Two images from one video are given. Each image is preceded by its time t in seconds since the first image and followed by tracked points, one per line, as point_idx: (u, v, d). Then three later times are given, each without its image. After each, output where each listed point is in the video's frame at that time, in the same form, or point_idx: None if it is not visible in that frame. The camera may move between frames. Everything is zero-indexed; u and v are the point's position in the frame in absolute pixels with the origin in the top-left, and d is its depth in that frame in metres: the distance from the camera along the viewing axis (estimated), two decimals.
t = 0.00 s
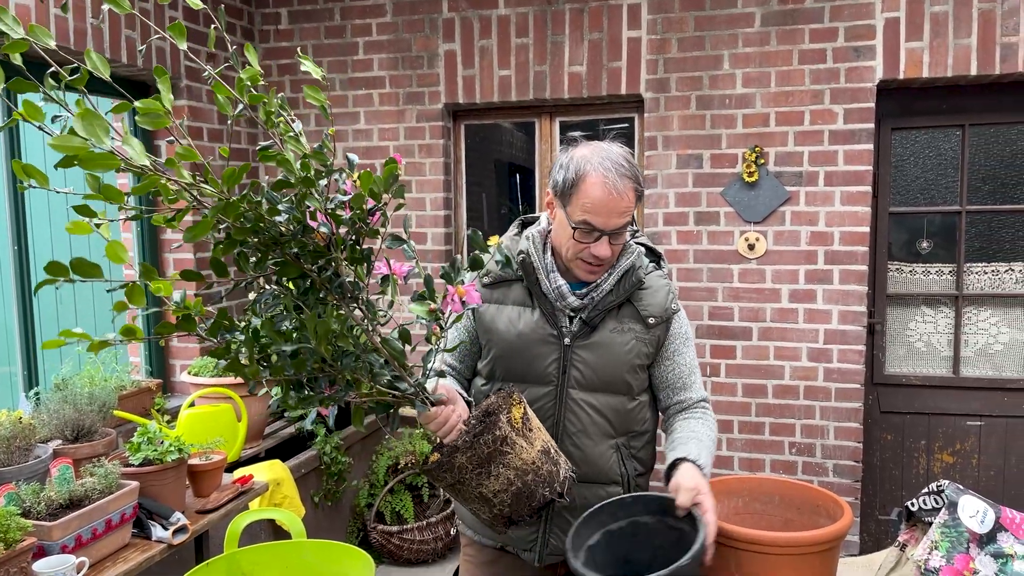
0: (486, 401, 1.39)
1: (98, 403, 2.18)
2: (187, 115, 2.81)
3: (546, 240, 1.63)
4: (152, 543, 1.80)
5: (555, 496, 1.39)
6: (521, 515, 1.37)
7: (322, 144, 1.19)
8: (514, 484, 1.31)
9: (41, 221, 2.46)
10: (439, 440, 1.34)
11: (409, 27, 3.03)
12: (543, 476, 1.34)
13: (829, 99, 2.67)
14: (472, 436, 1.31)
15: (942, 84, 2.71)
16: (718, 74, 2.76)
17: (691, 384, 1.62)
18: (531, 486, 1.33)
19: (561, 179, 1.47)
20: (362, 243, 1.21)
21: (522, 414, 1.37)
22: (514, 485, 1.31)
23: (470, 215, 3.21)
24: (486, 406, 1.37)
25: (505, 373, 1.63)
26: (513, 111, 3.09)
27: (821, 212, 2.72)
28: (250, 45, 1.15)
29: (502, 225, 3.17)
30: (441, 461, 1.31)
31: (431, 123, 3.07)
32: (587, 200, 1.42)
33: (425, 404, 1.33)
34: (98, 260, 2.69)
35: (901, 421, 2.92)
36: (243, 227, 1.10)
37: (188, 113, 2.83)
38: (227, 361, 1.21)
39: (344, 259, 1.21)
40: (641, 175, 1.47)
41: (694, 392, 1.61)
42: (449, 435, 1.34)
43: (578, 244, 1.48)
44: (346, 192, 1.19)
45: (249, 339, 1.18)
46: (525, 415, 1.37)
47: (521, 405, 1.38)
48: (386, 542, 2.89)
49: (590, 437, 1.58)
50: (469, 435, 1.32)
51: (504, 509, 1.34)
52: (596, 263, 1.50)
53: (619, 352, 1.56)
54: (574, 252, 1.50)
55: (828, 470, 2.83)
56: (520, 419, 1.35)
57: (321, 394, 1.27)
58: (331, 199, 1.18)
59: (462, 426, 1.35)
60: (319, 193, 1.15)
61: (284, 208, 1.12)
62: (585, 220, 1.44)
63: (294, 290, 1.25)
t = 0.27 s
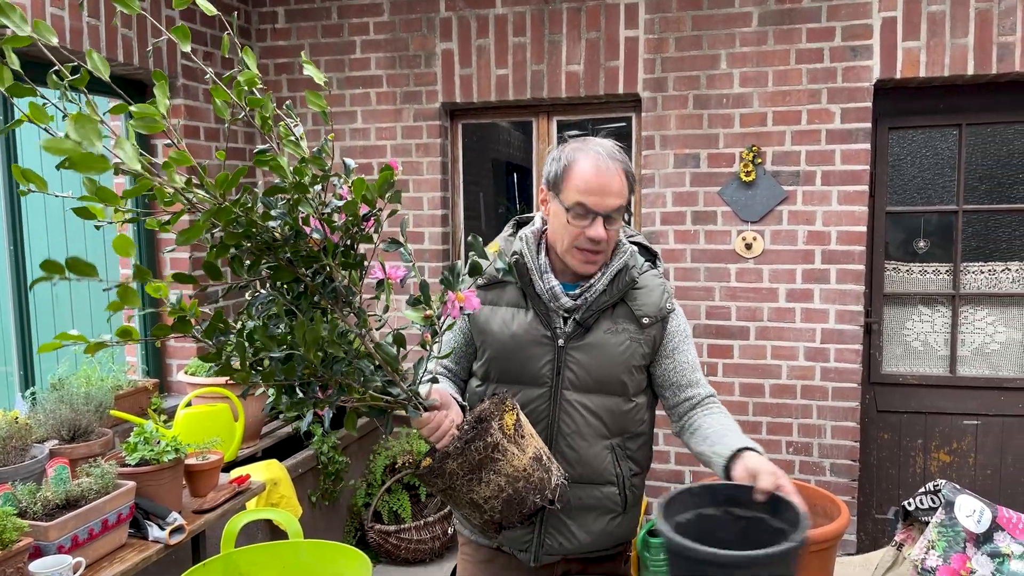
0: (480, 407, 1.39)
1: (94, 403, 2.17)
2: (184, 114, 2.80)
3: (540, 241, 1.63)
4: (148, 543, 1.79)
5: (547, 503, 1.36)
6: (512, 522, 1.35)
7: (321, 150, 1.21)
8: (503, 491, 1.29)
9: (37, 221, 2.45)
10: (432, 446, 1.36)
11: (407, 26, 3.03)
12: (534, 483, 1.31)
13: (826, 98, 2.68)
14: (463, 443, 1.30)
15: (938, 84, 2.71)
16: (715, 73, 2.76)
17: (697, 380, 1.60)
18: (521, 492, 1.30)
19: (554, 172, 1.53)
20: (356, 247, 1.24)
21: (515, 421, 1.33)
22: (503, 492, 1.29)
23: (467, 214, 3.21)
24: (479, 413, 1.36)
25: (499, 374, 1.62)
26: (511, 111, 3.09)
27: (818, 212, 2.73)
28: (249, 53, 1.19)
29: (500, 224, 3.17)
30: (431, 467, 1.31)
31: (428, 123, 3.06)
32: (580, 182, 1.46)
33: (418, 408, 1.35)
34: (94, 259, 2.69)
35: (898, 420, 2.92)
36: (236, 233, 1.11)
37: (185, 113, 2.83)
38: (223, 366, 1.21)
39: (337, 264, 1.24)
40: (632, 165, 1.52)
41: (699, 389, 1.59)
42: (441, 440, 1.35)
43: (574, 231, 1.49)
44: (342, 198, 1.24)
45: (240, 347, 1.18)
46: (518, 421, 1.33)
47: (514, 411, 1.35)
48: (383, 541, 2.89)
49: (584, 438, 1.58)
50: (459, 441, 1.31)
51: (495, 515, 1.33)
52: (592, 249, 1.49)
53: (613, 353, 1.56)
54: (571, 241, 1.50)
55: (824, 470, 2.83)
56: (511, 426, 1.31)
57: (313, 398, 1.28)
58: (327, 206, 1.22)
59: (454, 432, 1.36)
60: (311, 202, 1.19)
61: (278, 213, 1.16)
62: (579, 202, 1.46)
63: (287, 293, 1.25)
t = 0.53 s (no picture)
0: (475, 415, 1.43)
1: (91, 403, 2.17)
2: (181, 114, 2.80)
3: (535, 243, 1.66)
4: (146, 543, 1.79)
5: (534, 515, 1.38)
6: (499, 531, 1.39)
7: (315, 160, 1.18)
8: (491, 504, 1.33)
9: (34, 221, 2.45)
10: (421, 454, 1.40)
11: (404, 26, 3.02)
12: (522, 496, 1.34)
13: (824, 99, 2.68)
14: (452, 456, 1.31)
15: (936, 84, 2.71)
16: (713, 74, 2.76)
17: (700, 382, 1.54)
18: (508, 505, 1.33)
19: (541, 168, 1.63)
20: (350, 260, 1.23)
21: (504, 434, 1.34)
22: (491, 504, 1.33)
23: (465, 214, 3.21)
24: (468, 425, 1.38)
25: (493, 377, 1.63)
26: (509, 111, 3.09)
27: (815, 212, 2.73)
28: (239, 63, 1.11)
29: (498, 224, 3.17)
30: (420, 479, 1.32)
31: (426, 123, 3.06)
32: (563, 164, 1.55)
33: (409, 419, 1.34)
34: (91, 260, 2.68)
35: (895, 420, 2.93)
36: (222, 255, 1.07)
37: (182, 113, 2.83)
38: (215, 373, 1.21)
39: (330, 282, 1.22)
40: (618, 159, 1.61)
41: (704, 391, 1.53)
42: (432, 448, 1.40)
43: (555, 207, 1.54)
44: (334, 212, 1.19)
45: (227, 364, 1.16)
46: (507, 435, 1.34)
47: (504, 424, 1.35)
48: (381, 542, 2.89)
49: (576, 442, 1.58)
50: (448, 455, 1.31)
51: (482, 526, 1.36)
52: (574, 222, 1.53)
53: (606, 357, 1.56)
54: (552, 219, 1.55)
55: (822, 469, 2.84)
56: (501, 441, 1.32)
57: (302, 411, 1.25)
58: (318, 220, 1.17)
59: (444, 441, 1.40)
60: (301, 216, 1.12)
61: (266, 230, 1.09)
62: (560, 178, 1.54)
63: (278, 306, 1.23)
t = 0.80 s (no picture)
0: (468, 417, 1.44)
1: (89, 403, 2.17)
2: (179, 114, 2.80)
3: (532, 245, 1.66)
4: (144, 543, 1.79)
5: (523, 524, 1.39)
6: (487, 539, 1.40)
7: (307, 166, 1.20)
8: (479, 513, 1.34)
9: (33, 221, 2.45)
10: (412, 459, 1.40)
11: (402, 26, 3.02)
12: (510, 506, 1.36)
13: (822, 99, 2.68)
14: (441, 466, 1.31)
15: (933, 85, 2.72)
16: (711, 74, 2.76)
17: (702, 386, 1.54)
18: (496, 515, 1.35)
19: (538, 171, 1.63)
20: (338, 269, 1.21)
21: (494, 444, 1.36)
22: (480, 513, 1.34)
23: (463, 214, 3.21)
24: (459, 434, 1.38)
25: (488, 378, 1.63)
26: (507, 111, 3.09)
27: (813, 212, 2.73)
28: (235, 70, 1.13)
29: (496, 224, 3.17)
30: (409, 486, 1.33)
31: (424, 123, 3.06)
32: (559, 166, 1.55)
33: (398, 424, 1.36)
34: (89, 260, 2.68)
35: (893, 420, 2.93)
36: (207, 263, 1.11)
37: (180, 113, 2.83)
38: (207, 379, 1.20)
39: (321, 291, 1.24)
40: (615, 161, 1.61)
41: (706, 395, 1.53)
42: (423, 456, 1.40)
43: (551, 211, 1.54)
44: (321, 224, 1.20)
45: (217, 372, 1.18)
46: (496, 444, 1.37)
47: (494, 433, 1.38)
48: (379, 542, 2.89)
49: (570, 446, 1.58)
50: (437, 464, 1.32)
51: (470, 535, 1.37)
52: (570, 225, 1.52)
53: (601, 361, 1.56)
54: (548, 224, 1.55)
55: (820, 469, 2.84)
56: (490, 451, 1.34)
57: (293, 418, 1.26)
58: (306, 226, 1.20)
59: (435, 448, 1.41)
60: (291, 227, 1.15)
61: (252, 242, 1.12)
62: (555, 182, 1.55)
63: (270, 313, 1.25)
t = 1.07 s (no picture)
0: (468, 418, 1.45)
1: (89, 403, 2.17)
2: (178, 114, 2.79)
3: (534, 246, 1.66)
4: (143, 543, 1.79)
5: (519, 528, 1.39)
6: (483, 542, 1.40)
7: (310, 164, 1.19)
8: (476, 515, 1.34)
9: (32, 220, 2.45)
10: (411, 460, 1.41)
11: (402, 25, 3.02)
12: (507, 509, 1.36)
13: (821, 99, 2.68)
14: (439, 467, 1.33)
15: (933, 84, 2.72)
16: (710, 74, 2.76)
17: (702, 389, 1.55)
18: (493, 517, 1.35)
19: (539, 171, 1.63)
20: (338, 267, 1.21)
21: (492, 446, 1.37)
22: (476, 515, 1.34)
23: (463, 214, 3.21)
24: (456, 435, 1.38)
25: (489, 378, 1.63)
26: (506, 110, 3.09)
27: (813, 212, 2.73)
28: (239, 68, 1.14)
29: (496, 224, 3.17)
30: (406, 487, 1.35)
31: (424, 122, 3.06)
32: (561, 166, 1.55)
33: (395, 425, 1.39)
34: (89, 260, 2.68)
35: (893, 419, 2.93)
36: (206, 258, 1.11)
37: (179, 113, 2.82)
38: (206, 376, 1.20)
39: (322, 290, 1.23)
40: (617, 161, 1.60)
41: (706, 398, 1.53)
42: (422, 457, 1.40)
43: (552, 211, 1.55)
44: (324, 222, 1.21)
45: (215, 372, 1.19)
46: (495, 446, 1.38)
47: (492, 436, 1.38)
48: (378, 541, 2.89)
49: (571, 447, 1.58)
50: (435, 466, 1.33)
51: (467, 537, 1.37)
52: (570, 226, 1.53)
53: (602, 362, 1.56)
54: (549, 224, 1.55)
55: (819, 469, 2.84)
56: (488, 452, 1.35)
57: (291, 416, 1.27)
58: (308, 224, 1.20)
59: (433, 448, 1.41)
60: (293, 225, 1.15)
61: (250, 237, 1.12)
62: (556, 182, 1.55)
63: (271, 310, 1.23)
